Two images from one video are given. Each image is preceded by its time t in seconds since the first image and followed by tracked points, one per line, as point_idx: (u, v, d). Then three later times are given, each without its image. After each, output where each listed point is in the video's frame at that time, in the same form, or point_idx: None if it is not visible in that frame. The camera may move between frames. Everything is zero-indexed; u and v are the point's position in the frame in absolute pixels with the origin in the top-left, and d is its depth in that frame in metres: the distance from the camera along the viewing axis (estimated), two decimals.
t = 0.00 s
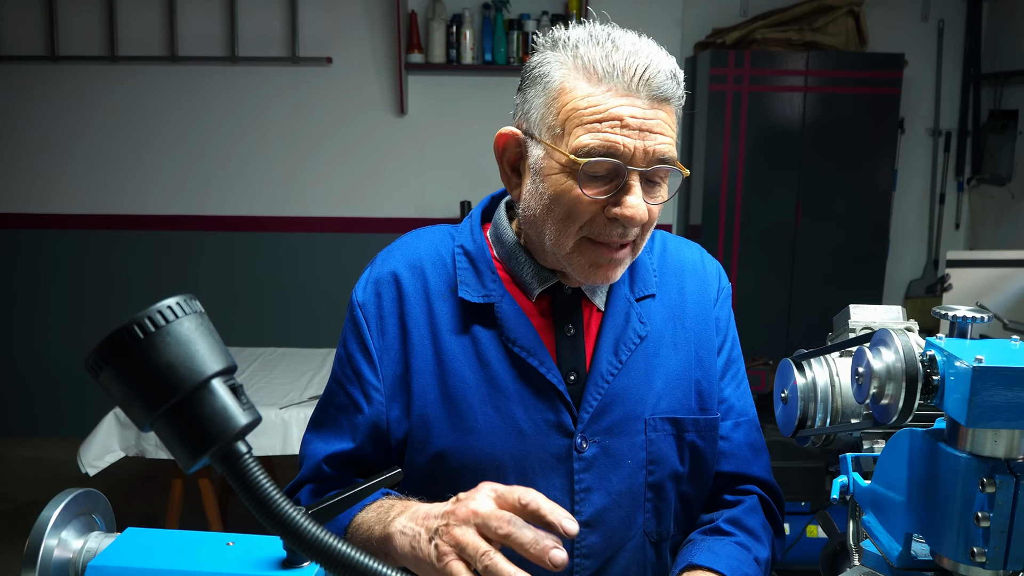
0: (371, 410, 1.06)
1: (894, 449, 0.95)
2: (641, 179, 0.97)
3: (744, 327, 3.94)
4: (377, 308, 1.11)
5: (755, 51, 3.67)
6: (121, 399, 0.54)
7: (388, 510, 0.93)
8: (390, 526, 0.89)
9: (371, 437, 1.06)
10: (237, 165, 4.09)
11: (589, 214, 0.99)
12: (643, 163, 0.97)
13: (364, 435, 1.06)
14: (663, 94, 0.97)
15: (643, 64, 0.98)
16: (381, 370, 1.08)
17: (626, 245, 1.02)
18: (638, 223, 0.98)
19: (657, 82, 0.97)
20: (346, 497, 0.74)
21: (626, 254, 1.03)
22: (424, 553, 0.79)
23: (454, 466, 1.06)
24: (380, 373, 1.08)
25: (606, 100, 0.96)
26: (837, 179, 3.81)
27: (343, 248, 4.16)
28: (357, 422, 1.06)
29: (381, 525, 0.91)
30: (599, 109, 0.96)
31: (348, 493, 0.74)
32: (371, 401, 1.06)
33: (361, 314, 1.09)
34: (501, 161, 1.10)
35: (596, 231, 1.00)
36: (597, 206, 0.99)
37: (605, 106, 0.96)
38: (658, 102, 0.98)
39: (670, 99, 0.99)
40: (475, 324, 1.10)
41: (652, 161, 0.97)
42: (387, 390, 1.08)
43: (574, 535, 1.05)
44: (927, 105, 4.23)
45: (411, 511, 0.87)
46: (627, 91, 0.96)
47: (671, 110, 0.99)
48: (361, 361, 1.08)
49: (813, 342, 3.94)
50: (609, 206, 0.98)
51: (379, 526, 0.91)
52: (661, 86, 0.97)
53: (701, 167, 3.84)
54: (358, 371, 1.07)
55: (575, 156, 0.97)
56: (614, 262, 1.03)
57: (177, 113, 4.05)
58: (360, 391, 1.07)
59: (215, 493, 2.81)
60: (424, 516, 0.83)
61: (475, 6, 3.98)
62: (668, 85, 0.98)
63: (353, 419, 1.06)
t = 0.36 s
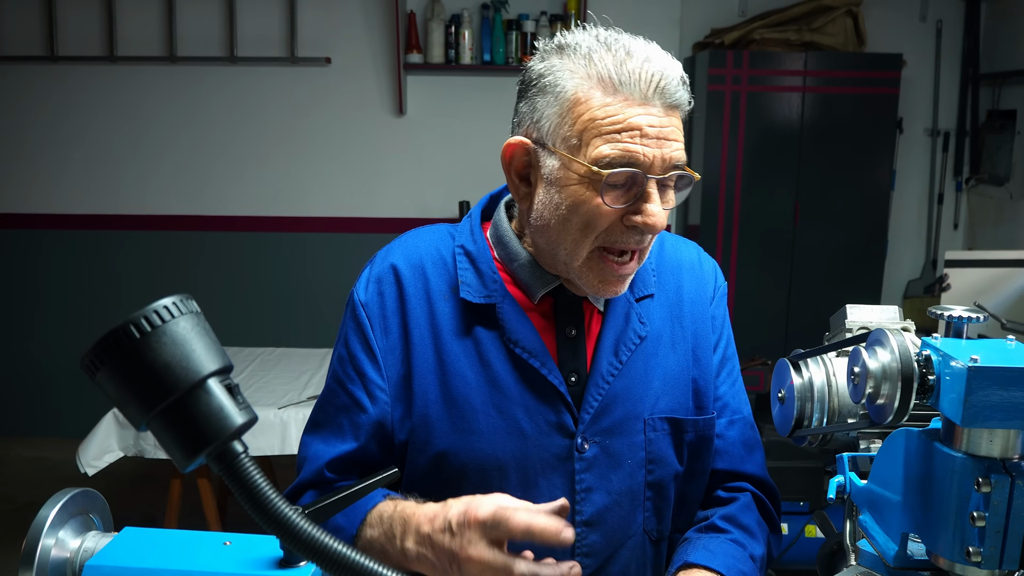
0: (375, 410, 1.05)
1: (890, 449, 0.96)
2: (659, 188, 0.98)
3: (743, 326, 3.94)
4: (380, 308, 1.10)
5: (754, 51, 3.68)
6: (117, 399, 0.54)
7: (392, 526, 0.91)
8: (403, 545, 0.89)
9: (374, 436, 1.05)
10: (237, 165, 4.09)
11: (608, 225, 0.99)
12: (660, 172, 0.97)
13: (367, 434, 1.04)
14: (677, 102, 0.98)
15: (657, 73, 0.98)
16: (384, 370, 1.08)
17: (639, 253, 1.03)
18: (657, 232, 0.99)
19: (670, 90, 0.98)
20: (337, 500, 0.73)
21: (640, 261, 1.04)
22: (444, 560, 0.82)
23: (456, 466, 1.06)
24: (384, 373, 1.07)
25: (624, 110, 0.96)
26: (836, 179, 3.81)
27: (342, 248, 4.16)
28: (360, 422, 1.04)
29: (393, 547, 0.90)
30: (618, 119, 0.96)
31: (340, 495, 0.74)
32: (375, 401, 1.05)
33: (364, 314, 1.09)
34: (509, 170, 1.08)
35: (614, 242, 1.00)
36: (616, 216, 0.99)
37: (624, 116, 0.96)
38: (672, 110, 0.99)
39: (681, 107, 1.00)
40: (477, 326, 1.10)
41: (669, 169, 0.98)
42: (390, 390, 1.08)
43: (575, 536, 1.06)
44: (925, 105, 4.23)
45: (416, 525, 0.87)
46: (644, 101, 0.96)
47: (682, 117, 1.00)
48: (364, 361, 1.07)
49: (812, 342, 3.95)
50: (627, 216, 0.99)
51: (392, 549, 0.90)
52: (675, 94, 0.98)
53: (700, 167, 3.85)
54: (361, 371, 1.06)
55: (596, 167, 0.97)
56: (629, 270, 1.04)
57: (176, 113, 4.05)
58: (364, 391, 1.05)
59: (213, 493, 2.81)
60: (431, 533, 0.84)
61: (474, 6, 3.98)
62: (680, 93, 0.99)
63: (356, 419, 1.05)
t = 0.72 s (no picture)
0: (379, 410, 1.05)
1: (889, 449, 0.96)
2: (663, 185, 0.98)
3: (743, 327, 3.94)
4: (386, 306, 1.11)
5: (754, 51, 3.68)
6: (118, 399, 0.54)
7: (397, 493, 0.87)
8: (404, 505, 0.84)
9: (380, 436, 1.05)
10: (237, 165, 4.09)
11: (613, 222, 0.99)
12: (665, 170, 0.97)
13: (374, 434, 1.04)
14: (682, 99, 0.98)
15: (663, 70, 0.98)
16: (390, 369, 1.07)
17: (643, 252, 1.03)
18: (661, 228, 0.99)
19: (676, 88, 0.99)
20: (337, 499, 0.74)
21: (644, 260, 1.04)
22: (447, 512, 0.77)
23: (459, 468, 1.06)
24: (389, 373, 1.07)
25: (629, 106, 0.96)
26: (837, 179, 3.81)
27: (342, 248, 4.16)
28: (366, 421, 1.04)
29: (393, 507, 0.86)
30: (623, 116, 0.96)
31: (340, 494, 0.75)
32: (381, 400, 1.05)
33: (370, 313, 1.09)
34: (514, 167, 1.09)
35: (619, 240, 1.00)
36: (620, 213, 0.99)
37: (629, 112, 0.96)
38: (678, 107, 0.99)
39: (687, 105, 1.00)
40: (482, 328, 1.10)
41: (674, 167, 0.98)
42: (395, 390, 1.07)
43: (577, 539, 1.05)
44: (926, 105, 4.23)
45: (424, 487, 0.84)
46: (651, 98, 0.97)
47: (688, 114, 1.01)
48: (370, 359, 1.06)
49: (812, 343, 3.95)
50: (630, 212, 0.98)
51: (392, 509, 0.86)
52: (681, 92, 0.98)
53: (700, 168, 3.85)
54: (366, 369, 1.06)
55: (599, 162, 0.97)
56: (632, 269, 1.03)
57: (176, 113, 4.05)
58: (369, 390, 1.05)
59: (214, 494, 2.81)
60: (443, 489, 0.80)
61: (474, 7, 3.98)
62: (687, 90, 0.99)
63: (362, 418, 1.05)
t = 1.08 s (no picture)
0: (380, 413, 1.05)
1: (889, 449, 0.96)
2: (623, 152, 1.02)
3: (744, 327, 3.94)
4: (386, 309, 1.11)
5: (755, 52, 3.68)
6: (117, 398, 0.54)
7: (406, 487, 0.90)
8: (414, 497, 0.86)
9: (382, 440, 1.05)
10: (237, 166, 4.09)
11: (572, 186, 1.03)
12: (626, 137, 1.01)
13: (376, 439, 1.04)
14: (649, 72, 1.02)
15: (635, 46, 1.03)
16: (390, 373, 1.07)
17: (616, 227, 1.04)
18: (619, 192, 1.01)
19: (645, 62, 1.02)
20: (339, 497, 0.74)
21: (615, 236, 1.04)
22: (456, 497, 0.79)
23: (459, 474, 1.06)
24: (389, 376, 1.07)
25: (592, 78, 1.02)
26: (837, 179, 3.81)
27: (343, 248, 4.16)
28: (368, 425, 1.04)
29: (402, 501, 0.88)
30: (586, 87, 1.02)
31: (341, 492, 0.75)
32: (381, 404, 1.05)
33: (371, 316, 1.09)
34: (505, 153, 1.17)
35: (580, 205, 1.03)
36: (579, 177, 1.03)
37: (590, 83, 1.02)
38: (647, 82, 1.03)
39: (660, 81, 1.03)
40: (482, 331, 1.10)
41: (635, 135, 1.01)
42: (395, 394, 1.08)
43: (578, 543, 1.05)
44: (926, 106, 4.23)
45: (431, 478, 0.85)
46: (614, 71, 1.02)
47: (661, 91, 1.04)
48: (370, 363, 1.06)
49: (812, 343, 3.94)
50: (589, 178, 1.02)
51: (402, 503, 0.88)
52: (649, 66, 1.02)
53: (700, 168, 3.85)
54: (367, 373, 1.06)
55: (557, 127, 1.03)
56: (601, 243, 1.04)
57: (177, 114, 4.05)
58: (370, 394, 1.05)
59: (214, 494, 2.81)
60: (449, 478, 0.82)
61: (474, 7, 3.99)
62: (656, 65, 1.02)
63: (362, 422, 1.05)
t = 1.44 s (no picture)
0: (377, 420, 1.05)
1: (886, 449, 0.96)
2: (613, 140, 1.03)
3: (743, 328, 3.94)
4: (382, 315, 1.10)
5: (754, 53, 3.68)
6: (114, 398, 0.54)
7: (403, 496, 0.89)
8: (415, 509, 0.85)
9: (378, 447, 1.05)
10: (236, 166, 4.09)
11: (564, 179, 1.04)
12: (616, 126, 1.03)
13: (373, 446, 1.04)
14: (638, 63, 1.05)
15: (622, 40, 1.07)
16: (386, 380, 1.07)
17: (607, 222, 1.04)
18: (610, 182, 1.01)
19: (633, 54, 1.06)
20: (333, 499, 0.79)
21: (607, 232, 1.04)
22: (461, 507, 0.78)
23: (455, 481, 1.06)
24: (385, 383, 1.07)
25: (582, 70, 1.05)
26: (836, 180, 3.81)
27: (342, 249, 4.16)
28: (364, 432, 1.04)
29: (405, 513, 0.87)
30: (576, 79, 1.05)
31: (335, 494, 0.79)
32: (378, 410, 1.05)
33: (366, 321, 1.09)
34: (499, 155, 1.19)
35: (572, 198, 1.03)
36: (571, 169, 1.04)
37: (580, 74, 1.05)
38: (636, 73, 1.06)
39: (648, 72, 1.06)
40: (478, 339, 1.10)
41: (626, 125, 1.04)
42: (391, 400, 1.07)
43: (574, 551, 1.05)
44: (925, 107, 4.24)
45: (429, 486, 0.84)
46: (603, 62, 1.05)
47: (649, 82, 1.07)
48: (366, 369, 1.06)
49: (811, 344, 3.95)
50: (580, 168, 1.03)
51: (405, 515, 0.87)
52: (637, 58, 1.06)
53: (700, 169, 3.85)
54: (362, 379, 1.05)
55: (547, 120, 1.05)
56: (593, 237, 1.04)
57: (176, 114, 4.05)
58: (365, 401, 1.05)
59: (213, 495, 2.81)
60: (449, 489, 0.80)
61: (474, 8, 3.99)
62: (644, 57, 1.06)
63: (359, 429, 1.04)
